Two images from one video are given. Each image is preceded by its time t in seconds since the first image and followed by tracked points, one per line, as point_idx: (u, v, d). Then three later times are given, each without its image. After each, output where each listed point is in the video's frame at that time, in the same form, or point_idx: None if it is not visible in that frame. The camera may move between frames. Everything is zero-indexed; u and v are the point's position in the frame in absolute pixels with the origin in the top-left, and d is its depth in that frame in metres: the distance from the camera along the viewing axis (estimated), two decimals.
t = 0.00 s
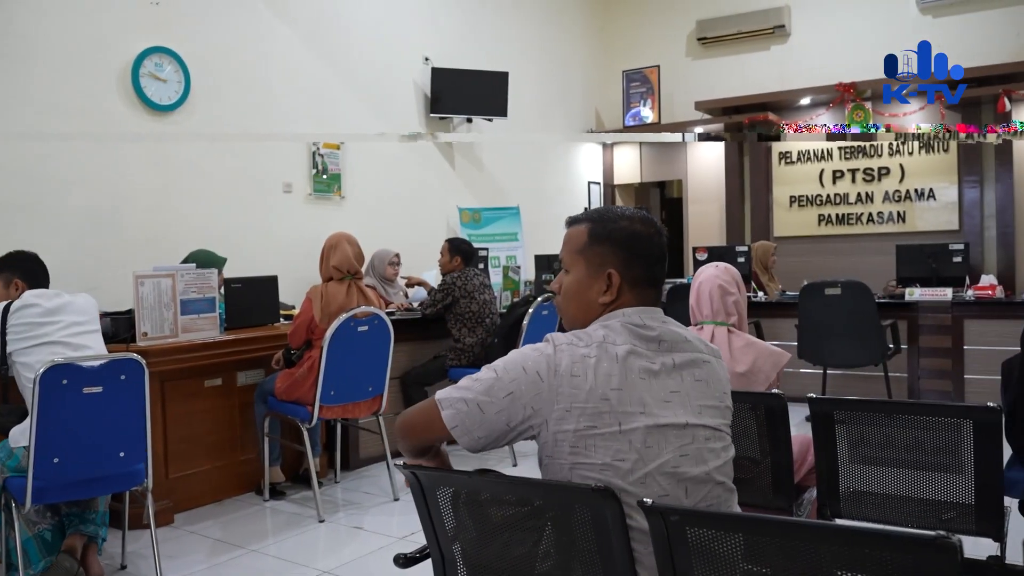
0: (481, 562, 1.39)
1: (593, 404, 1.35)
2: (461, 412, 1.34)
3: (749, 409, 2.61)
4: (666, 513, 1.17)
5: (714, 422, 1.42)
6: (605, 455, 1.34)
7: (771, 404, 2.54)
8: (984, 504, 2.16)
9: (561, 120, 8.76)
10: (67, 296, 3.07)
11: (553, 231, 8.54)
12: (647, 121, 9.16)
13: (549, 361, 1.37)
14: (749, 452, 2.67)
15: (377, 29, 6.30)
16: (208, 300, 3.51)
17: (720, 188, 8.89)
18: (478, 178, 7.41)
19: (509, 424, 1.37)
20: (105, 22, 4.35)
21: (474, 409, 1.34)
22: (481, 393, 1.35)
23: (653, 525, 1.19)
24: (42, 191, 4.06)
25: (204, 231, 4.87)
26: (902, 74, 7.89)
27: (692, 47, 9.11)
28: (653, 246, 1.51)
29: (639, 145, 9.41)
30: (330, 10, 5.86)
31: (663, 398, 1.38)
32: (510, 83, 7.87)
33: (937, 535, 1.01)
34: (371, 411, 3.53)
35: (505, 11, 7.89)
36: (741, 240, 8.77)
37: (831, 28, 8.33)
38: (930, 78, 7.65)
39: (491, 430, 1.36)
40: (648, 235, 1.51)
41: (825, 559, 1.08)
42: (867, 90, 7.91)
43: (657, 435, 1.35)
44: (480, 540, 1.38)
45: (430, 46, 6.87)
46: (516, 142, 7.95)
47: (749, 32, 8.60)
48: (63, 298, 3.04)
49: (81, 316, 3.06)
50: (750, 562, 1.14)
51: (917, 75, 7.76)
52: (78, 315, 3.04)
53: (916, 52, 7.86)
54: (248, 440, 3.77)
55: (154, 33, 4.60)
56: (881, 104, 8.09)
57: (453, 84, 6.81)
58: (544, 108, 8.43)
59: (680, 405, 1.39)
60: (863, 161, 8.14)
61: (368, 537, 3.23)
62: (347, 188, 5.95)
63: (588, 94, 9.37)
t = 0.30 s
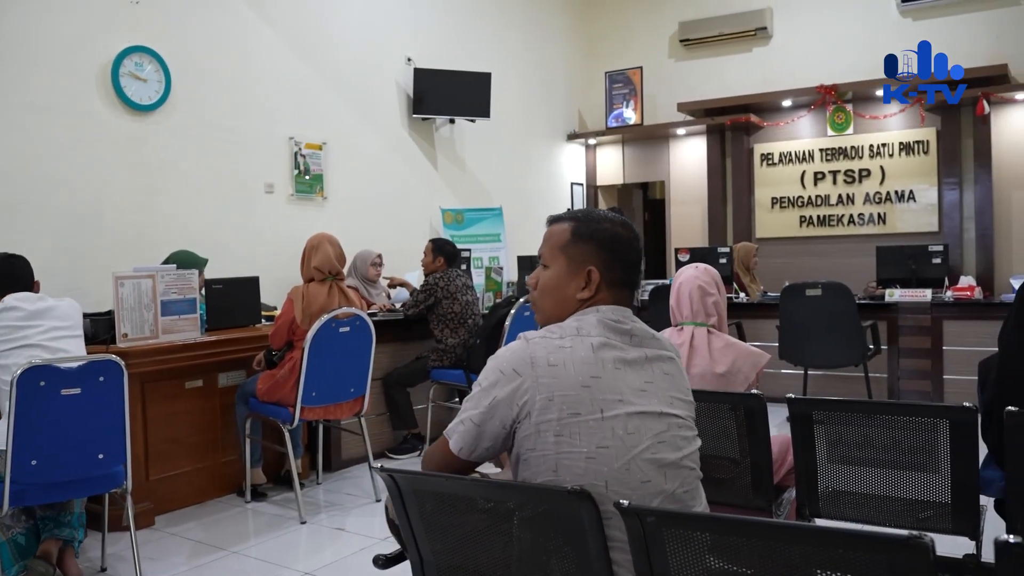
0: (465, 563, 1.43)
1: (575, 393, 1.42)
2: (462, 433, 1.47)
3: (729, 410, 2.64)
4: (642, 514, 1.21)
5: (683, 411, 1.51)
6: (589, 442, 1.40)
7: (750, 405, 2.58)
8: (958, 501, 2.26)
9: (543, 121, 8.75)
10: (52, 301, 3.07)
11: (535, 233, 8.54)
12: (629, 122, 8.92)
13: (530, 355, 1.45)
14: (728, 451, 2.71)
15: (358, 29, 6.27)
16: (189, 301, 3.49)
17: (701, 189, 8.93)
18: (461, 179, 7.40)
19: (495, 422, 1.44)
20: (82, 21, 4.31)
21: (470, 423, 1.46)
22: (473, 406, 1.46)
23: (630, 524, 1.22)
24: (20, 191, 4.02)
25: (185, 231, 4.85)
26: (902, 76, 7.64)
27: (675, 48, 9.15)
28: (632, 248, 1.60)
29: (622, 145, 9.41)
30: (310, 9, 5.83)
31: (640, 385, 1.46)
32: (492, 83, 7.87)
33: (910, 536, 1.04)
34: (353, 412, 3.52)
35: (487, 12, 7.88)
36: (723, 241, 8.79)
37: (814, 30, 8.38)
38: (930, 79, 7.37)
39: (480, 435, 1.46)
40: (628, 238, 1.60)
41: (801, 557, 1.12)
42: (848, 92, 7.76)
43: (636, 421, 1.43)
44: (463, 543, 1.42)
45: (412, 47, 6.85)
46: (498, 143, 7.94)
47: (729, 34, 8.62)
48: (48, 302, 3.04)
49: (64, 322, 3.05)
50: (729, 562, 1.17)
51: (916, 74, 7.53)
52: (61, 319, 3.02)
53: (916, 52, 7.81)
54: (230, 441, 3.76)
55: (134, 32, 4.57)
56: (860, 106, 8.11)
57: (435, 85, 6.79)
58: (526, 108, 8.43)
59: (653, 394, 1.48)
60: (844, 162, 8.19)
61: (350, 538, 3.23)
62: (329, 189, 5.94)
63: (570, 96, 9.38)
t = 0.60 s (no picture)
0: (447, 561, 1.44)
1: (553, 383, 1.48)
2: (445, 419, 1.53)
3: (709, 411, 2.66)
4: (621, 513, 1.22)
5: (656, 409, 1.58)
6: (568, 431, 1.45)
7: (730, 406, 2.60)
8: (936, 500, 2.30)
9: (526, 123, 8.76)
10: (25, 304, 3.05)
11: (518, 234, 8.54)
12: (613, 124, 8.98)
13: (510, 346, 1.52)
14: (708, 452, 2.73)
15: (340, 30, 6.26)
16: (169, 303, 3.48)
17: (683, 191, 8.97)
18: (445, 181, 7.40)
19: (476, 411, 1.50)
20: (62, 20, 4.28)
21: (453, 413, 1.52)
22: (456, 397, 1.52)
23: (609, 525, 1.24)
24: None
25: (167, 232, 4.83)
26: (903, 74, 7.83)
27: (657, 51, 9.19)
28: (602, 257, 1.72)
29: (605, 147, 9.44)
30: (292, 10, 5.82)
31: (616, 380, 1.53)
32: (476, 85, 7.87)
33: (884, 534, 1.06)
34: (335, 414, 3.51)
35: (470, 13, 7.88)
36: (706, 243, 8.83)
37: (798, 33, 8.42)
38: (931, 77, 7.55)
39: (462, 423, 1.52)
40: (598, 247, 1.72)
41: (778, 556, 1.14)
42: (829, 95, 7.81)
43: (612, 413, 1.48)
44: (443, 540, 1.43)
45: (395, 49, 6.85)
46: (481, 145, 7.93)
47: (712, 37, 8.69)
48: (21, 305, 3.02)
49: (36, 326, 3.02)
50: (708, 563, 1.19)
51: (919, 75, 7.57)
52: (33, 322, 3.00)
53: (916, 52, 7.81)
54: (212, 443, 3.74)
55: (115, 32, 4.55)
56: (841, 109, 8.15)
57: (419, 86, 6.79)
58: (510, 110, 8.43)
59: (628, 390, 1.54)
60: (825, 165, 8.24)
61: (331, 541, 3.21)
62: (312, 190, 5.93)
63: (553, 97, 9.39)
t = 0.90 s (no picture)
0: (430, 562, 1.43)
1: (524, 375, 1.52)
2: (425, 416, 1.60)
3: (689, 413, 2.67)
4: (601, 516, 1.24)
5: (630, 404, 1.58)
6: (537, 419, 1.48)
7: (710, 408, 2.62)
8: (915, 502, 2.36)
9: (509, 125, 8.76)
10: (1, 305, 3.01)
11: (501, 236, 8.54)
12: (596, 127, 9.00)
13: (483, 342, 1.58)
14: (689, 453, 2.74)
15: (322, 31, 6.24)
16: (149, 305, 3.45)
17: (665, 194, 8.99)
18: (428, 182, 7.39)
19: (453, 404, 1.55)
20: (40, 18, 4.24)
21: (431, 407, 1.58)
22: (435, 392, 1.59)
23: (588, 527, 1.25)
24: None
25: (147, 233, 4.80)
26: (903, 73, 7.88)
27: (640, 53, 9.23)
28: (576, 266, 1.75)
29: (587, 150, 9.45)
30: (273, 11, 5.79)
31: (587, 375, 1.56)
32: (458, 86, 7.86)
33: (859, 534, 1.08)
34: (316, 417, 3.49)
35: (453, 15, 7.87)
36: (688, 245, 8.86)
37: (781, 36, 8.47)
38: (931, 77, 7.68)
39: (440, 418, 1.57)
40: (571, 257, 1.75)
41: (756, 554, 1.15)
42: (810, 98, 7.85)
43: (582, 404, 1.51)
44: (426, 540, 1.43)
45: (378, 50, 6.85)
46: (463, 148, 7.91)
47: (694, 39, 8.74)
48: None
49: (11, 328, 2.99)
50: (689, 563, 1.21)
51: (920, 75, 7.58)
52: (9, 325, 2.97)
53: (916, 52, 7.80)
54: (192, 446, 3.72)
55: (95, 31, 4.52)
56: (822, 112, 8.21)
57: (401, 88, 6.78)
58: (492, 112, 8.43)
59: (600, 384, 1.56)
60: (807, 168, 8.30)
61: (313, 544, 3.20)
62: (293, 191, 5.91)
63: (536, 99, 9.40)
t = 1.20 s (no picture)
0: (412, 561, 1.44)
1: (499, 369, 1.53)
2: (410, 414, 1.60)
3: (669, 415, 2.68)
4: (578, 516, 1.24)
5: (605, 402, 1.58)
6: (511, 410, 1.48)
7: (689, 410, 2.63)
8: (890, 504, 2.39)
9: (492, 127, 8.78)
10: None
11: (482, 239, 8.55)
12: (577, 129, 8.96)
13: (460, 341, 1.60)
14: (669, 456, 2.75)
15: (304, 32, 6.23)
16: (129, 306, 3.43)
17: (647, 197, 9.04)
18: (410, 185, 7.39)
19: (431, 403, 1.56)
20: (18, 18, 4.21)
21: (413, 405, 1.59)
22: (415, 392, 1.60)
23: (566, 527, 1.26)
24: None
25: (127, 235, 4.77)
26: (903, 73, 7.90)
27: (622, 56, 9.27)
28: (554, 274, 1.75)
29: (570, 152, 9.48)
30: (255, 12, 5.78)
31: (561, 372, 1.57)
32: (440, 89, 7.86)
33: (835, 534, 1.09)
34: (296, 418, 3.48)
35: (436, 17, 7.87)
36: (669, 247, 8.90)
37: (763, 40, 8.52)
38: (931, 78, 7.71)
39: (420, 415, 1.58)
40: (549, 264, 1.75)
41: (733, 555, 1.16)
42: (791, 103, 7.89)
43: (556, 397, 1.51)
44: (407, 540, 1.43)
45: (360, 51, 6.84)
46: (446, 150, 7.91)
47: (676, 43, 8.78)
48: None
49: None
50: (669, 564, 1.21)
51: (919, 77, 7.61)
52: None
53: (917, 52, 7.78)
54: (171, 448, 3.70)
55: (75, 31, 4.49)
56: (803, 116, 8.27)
57: (384, 89, 6.78)
58: (475, 114, 8.44)
59: (575, 381, 1.57)
60: (787, 171, 8.35)
61: (292, 547, 3.18)
62: (275, 193, 5.89)
63: (519, 101, 9.41)
